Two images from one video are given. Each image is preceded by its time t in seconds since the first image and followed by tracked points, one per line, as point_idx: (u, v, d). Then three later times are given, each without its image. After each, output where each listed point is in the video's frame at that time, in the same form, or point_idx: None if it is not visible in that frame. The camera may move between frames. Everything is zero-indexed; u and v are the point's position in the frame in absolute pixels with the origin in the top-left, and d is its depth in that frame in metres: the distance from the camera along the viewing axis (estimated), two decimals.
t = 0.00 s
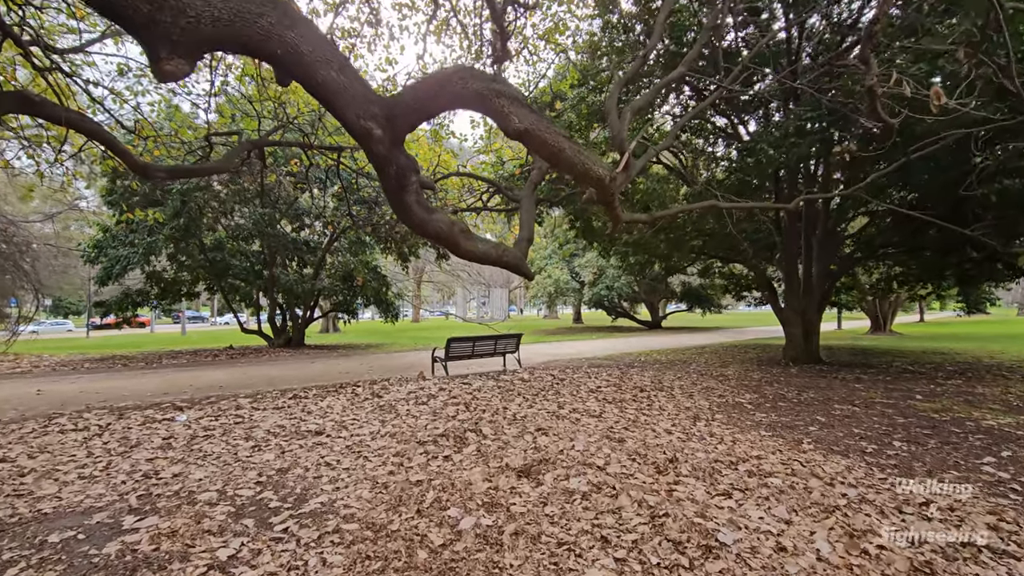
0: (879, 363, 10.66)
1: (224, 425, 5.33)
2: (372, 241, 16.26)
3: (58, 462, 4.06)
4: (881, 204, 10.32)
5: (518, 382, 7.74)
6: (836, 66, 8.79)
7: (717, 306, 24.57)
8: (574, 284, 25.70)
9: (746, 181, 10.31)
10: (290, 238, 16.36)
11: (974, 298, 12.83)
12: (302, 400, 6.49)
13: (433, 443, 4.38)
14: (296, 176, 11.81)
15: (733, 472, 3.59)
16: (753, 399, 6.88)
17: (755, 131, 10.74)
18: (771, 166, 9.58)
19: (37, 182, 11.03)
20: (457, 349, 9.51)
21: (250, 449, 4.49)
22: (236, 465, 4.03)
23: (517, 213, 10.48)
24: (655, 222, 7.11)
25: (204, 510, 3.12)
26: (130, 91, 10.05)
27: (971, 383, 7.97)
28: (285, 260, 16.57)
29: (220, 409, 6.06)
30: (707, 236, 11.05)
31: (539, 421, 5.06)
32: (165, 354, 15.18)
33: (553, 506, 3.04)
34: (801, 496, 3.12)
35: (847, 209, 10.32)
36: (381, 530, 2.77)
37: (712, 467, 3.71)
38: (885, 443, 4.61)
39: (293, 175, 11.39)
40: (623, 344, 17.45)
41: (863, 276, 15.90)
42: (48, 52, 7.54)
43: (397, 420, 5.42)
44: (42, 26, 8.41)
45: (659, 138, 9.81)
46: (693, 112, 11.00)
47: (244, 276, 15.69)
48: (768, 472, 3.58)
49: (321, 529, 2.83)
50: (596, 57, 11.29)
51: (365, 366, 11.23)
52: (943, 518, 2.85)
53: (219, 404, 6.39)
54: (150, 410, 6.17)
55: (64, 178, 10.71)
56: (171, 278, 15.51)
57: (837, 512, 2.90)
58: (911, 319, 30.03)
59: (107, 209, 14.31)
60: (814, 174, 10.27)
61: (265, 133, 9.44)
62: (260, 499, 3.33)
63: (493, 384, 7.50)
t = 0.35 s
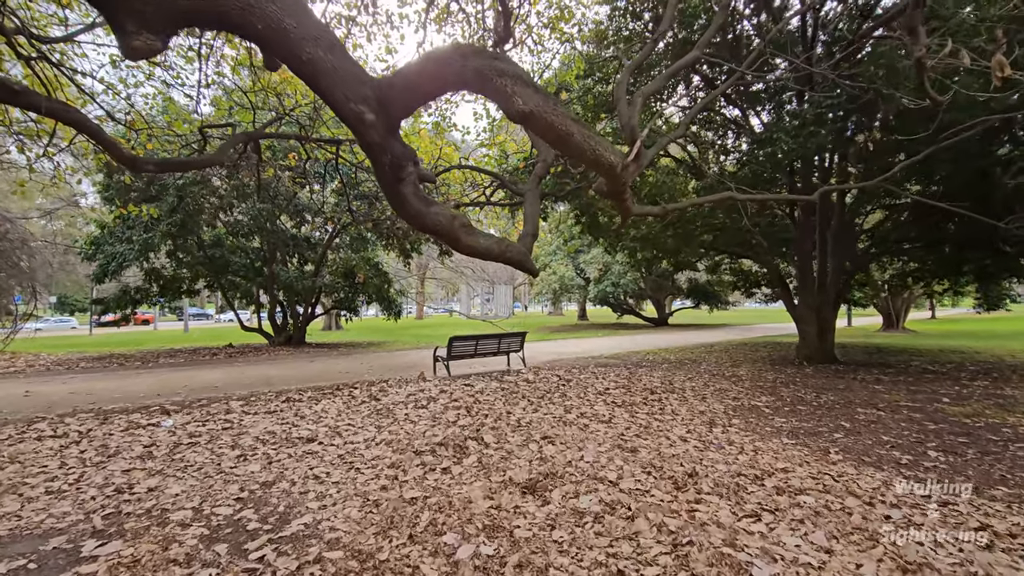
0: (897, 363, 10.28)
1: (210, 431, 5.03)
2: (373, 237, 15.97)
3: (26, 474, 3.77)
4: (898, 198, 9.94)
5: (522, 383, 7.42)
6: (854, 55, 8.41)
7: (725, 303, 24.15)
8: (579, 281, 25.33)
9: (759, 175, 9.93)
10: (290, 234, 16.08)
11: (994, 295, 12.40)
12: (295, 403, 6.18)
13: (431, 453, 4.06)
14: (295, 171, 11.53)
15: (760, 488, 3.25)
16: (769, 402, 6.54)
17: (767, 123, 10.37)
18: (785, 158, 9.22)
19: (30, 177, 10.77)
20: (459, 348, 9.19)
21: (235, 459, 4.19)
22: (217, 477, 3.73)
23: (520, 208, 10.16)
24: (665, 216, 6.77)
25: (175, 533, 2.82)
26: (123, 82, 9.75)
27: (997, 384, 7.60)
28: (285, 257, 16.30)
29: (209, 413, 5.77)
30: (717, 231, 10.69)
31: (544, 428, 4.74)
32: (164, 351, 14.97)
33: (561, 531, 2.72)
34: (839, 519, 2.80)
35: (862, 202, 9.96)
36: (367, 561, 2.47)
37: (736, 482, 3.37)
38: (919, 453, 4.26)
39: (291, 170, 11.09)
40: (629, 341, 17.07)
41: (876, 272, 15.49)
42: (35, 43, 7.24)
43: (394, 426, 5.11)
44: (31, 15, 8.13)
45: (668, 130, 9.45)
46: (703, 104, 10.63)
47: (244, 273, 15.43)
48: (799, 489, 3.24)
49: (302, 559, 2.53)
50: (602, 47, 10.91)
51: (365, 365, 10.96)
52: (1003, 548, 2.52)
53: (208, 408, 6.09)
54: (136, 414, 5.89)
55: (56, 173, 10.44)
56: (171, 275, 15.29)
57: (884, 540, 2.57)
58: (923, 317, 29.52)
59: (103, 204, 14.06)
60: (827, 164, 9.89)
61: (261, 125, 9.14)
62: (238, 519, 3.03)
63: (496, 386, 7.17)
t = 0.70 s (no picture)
0: (919, 360, 9.83)
1: (189, 433, 4.70)
2: (375, 230, 15.64)
3: None
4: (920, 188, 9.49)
5: (525, 381, 7.06)
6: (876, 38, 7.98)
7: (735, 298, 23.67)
8: (585, 275, 24.90)
9: (773, 164, 9.50)
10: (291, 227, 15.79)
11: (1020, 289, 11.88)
12: (284, 402, 5.84)
13: (424, 460, 3.72)
14: (293, 161, 11.22)
15: (789, 505, 2.89)
16: (788, 402, 6.14)
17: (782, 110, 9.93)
18: (802, 146, 8.80)
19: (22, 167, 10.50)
20: (460, 343, 8.85)
21: (209, 465, 3.86)
22: (188, 486, 3.41)
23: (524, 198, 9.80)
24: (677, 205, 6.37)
25: (127, 555, 2.50)
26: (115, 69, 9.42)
27: None
28: (286, 250, 15.99)
29: (195, 412, 5.47)
30: (729, 223, 10.29)
31: (548, 431, 4.38)
32: (163, 346, 14.73)
33: (564, 556, 2.38)
34: (885, 545, 2.44)
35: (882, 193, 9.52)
36: None
37: (763, 497, 2.99)
38: (960, 463, 3.86)
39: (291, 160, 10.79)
40: (637, 337, 16.69)
41: (893, 267, 15.00)
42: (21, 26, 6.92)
43: (387, 427, 4.77)
44: None
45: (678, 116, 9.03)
46: (714, 91, 10.21)
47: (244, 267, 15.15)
48: (834, 506, 2.86)
49: None
50: (610, 33, 10.50)
51: (365, 361, 10.66)
52: None
53: (193, 407, 5.77)
54: (119, 412, 5.60)
55: (46, 162, 10.13)
56: (171, 269, 15.07)
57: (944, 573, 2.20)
58: (938, 313, 28.88)
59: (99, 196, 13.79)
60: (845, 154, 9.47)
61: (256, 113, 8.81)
62: (201, 536, 2.70)
63: (497, 385, 6.82)
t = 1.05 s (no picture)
0: (936, 361, 9.46)
1: (166, 440, 4.40)
2: (376, 225, 15.33)
3: None
4: (940, 182, 9.09)
5: (526, 383, 6.75)
6: (895, 24, 7.60)
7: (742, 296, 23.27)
8: (590, 272, 24.55)
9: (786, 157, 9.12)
10: (290, 222, 15.49)
11: None
12: (272, 405, 5.54)
13: (412, 474, 3.42)
14: (290, 155, 10.91)
15: (819, 535, 2.58)
16: (804, 408, 5.80)
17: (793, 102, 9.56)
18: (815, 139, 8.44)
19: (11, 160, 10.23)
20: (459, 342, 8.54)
21: (182, 478, 3.57)
22: (153, 503, 3.11)
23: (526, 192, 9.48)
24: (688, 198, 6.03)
25: None
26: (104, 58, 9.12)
27: None
28: (284, 246, 15.71)
29: (177, 416, 5.17)
30: (739, 219, 9.93)
31: (549, 441, 4.07)
32: (160, 343, 14.48)
33: None
34: None
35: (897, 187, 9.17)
36: None
37: (788, 526, 2.68)
38: (1000, 480, 3.53)
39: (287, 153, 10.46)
40: (643, 335, 16.34)
41: (905, 264, 14.58)
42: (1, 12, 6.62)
43: (378, 435, 4.47)
44: None
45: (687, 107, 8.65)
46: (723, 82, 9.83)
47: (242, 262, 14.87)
48: (870, 537, 2.55)
49: None
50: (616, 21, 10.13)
51: (362, 360, 10.37)
52: None
53: (177, 410, 5.48)
54: (98, 416, 5.32)
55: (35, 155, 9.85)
56: (168, 264, 14.81)
57: None
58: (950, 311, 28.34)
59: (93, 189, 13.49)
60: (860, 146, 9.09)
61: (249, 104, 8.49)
62: (156, 568, 2.41)
63: (497, 387, 6.51)
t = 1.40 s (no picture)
0: (956, 361, 9.06)
1: (136, 446, 4.06)
2: (374, 219, 14.97)
3: None
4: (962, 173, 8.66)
5: (527, 383, 6.38)
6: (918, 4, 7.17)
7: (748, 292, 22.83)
8: (593, 268, 24.14)
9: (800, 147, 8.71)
10: (286, 216, 15.12)
11: None
12: (255, 407, 5.19)
13: (398, 488, 3.06)
14: (283, 145, 10.52)
15: (864, 569, 2.26)
16: (825, 411, 5.42)
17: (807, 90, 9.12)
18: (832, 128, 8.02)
19: None
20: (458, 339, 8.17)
21: (144, 490, 3.22)
22: (104, 522, 2.77)
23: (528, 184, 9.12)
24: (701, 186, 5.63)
25: None
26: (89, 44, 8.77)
27: None
28: (281, 240, 15.36)
29: (152, 418, 4.82)
30: (750, 212, 9.52)
31: (551, 449, 3.71)
32: (153, 340, 14.17)
33: None
34: None
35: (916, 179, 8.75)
36: None
37: (827, 557, 2.34)
38: None
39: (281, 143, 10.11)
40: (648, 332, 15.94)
41: (920, 259, 14.12)
42: None
43: (365, 442, 4.11)
44: None
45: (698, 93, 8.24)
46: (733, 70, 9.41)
47: (238, 257, 14.52)
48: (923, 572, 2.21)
49: None
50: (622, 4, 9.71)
51: (358, 358, 10.03)
52: None
53: (154, 412, 5.13)
54: (69, 418, 4.98)
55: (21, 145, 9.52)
56: (163, 259, 14.50)
57: None
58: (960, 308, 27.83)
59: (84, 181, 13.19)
60: (877, 135, 8.66)
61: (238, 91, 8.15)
62: None
63: (496, 387, 6.14)
